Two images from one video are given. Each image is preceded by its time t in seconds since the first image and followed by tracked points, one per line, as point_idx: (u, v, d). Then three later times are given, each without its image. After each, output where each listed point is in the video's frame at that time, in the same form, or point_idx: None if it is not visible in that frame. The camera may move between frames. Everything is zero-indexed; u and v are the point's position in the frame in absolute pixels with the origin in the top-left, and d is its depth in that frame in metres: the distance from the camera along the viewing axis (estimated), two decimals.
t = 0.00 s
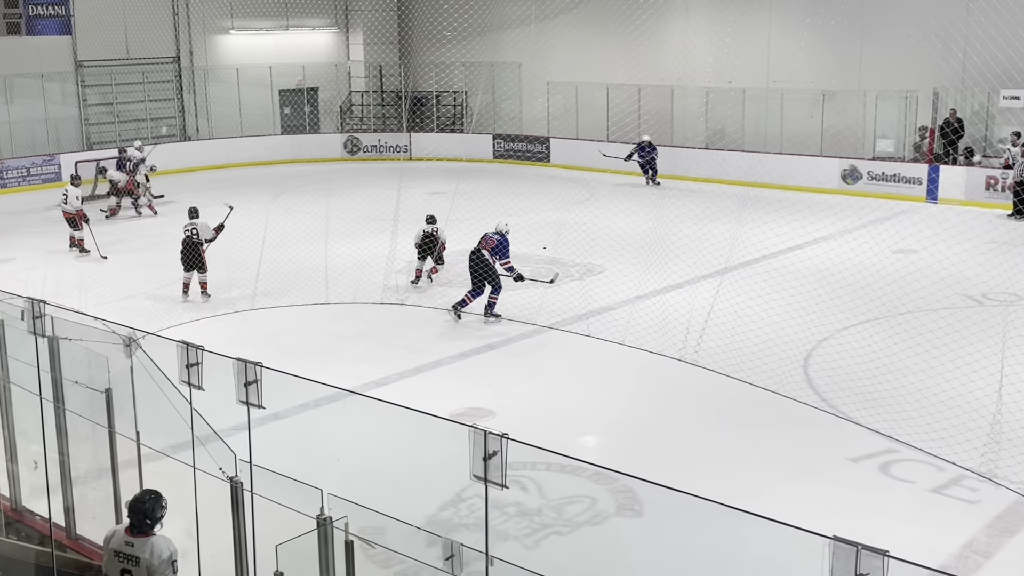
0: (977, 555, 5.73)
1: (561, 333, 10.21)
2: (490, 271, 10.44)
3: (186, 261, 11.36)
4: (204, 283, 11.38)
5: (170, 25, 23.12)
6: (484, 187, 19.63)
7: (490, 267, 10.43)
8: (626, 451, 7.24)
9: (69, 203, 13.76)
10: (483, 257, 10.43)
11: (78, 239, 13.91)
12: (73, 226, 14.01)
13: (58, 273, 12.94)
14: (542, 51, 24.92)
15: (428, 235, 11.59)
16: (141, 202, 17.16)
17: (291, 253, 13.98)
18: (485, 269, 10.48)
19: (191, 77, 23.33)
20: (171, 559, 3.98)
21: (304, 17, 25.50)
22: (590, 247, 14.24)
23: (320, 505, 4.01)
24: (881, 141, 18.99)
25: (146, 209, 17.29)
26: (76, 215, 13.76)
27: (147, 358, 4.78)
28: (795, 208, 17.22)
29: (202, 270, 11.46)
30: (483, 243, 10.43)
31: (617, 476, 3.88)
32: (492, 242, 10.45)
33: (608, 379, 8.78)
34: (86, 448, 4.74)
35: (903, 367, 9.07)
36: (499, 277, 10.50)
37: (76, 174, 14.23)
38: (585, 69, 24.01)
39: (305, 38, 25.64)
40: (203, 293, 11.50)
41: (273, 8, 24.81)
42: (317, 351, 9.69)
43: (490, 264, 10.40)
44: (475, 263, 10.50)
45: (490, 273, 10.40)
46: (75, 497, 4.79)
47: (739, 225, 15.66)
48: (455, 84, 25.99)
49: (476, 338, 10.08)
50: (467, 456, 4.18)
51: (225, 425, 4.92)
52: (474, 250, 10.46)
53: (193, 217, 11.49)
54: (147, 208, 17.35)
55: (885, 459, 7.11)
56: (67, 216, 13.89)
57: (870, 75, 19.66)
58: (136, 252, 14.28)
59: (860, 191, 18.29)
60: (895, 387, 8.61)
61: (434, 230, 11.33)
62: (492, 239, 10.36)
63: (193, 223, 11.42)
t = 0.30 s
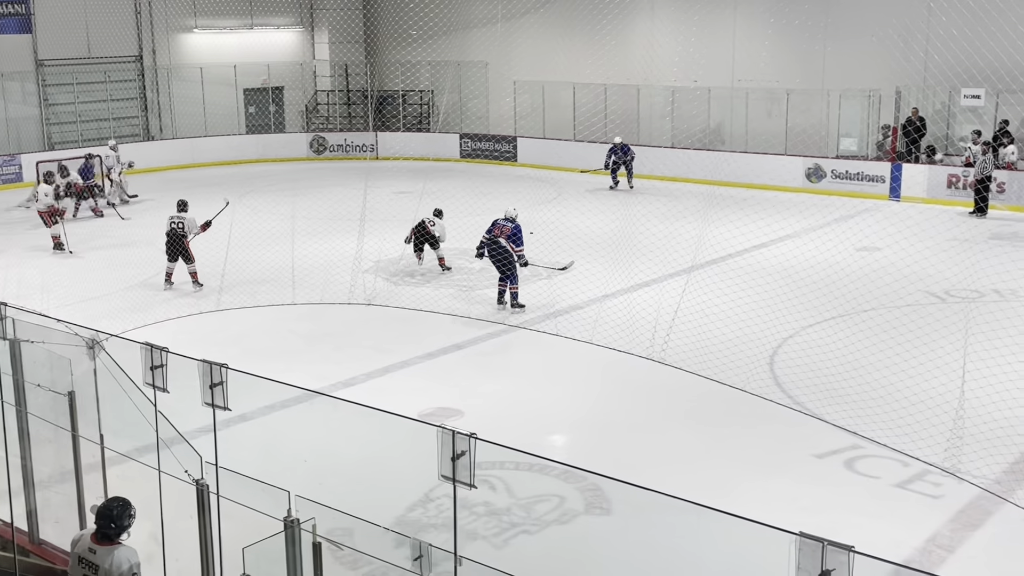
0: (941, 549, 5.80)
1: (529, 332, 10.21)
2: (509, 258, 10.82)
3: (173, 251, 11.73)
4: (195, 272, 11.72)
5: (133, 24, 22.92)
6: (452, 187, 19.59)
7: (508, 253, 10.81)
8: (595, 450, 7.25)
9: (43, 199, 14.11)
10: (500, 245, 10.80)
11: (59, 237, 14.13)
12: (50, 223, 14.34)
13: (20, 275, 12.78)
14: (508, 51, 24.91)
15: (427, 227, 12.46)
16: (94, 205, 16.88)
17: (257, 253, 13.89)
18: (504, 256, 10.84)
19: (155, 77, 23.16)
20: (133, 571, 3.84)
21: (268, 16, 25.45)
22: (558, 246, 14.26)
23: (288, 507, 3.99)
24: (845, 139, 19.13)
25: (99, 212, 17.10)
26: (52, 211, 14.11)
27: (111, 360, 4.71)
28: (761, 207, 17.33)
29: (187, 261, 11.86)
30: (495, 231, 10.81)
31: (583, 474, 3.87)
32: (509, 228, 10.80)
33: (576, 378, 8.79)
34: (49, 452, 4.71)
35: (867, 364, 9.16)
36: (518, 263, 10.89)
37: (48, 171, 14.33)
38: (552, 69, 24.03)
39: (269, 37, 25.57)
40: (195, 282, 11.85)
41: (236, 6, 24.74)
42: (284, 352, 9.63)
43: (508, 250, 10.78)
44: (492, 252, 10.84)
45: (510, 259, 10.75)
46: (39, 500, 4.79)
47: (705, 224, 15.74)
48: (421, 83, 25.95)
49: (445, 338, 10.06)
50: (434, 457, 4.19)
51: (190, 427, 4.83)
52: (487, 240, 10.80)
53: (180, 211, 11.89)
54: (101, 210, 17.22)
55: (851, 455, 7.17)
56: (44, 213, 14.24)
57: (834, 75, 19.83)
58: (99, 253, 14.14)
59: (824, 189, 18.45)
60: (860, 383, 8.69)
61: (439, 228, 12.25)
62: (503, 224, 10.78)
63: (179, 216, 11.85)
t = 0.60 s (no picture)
0: (914, 543, 5.85)
1: (505, 330, 10.22)
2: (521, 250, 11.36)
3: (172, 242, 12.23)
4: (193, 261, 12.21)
5: (103, 20, 22.71)
6: (428, 184, 19.54)
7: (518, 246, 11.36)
8: (570, 447, 7.26)
9: (16, 196, 13.98)
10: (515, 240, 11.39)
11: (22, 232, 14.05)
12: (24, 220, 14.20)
13: None
14: (482, 48, 24.89)
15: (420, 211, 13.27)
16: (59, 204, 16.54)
17: (231, 251, 13.82)
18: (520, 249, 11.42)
19: (126, 75, 22.97)
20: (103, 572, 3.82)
21: (240, 13, 25.35)
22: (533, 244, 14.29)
23: (263, 506, 3.97)
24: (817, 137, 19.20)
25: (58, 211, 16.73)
26: (24, 208, 13.94)
27: (84, 361, 4.64)
28: (736, 204, 17.40)
29: (185, 251, 12.40)
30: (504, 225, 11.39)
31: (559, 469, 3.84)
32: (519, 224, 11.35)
33: (552, 375, 8.81)
34: (21, 453, 4.79)
35: (840, 360, 9.21)
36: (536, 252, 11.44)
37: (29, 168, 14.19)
38: (526, 67, 24.04)
39: (243, 34, 25.44)
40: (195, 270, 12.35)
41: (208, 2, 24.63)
42: (258, 350, 9.59)
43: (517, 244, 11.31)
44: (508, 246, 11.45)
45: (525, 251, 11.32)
46: (12, 501, 4.91)
47: (680, 221, 15.79)
48: (396, 81, 25.92)
49: (421, 336, 10.06)
50: (410, 455, 4.21)
51: (163, 427, 4.90)
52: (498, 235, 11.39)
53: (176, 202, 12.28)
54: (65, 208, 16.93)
55: (824, 450, 7.22)
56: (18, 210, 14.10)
57: (806, 72, 19.94)
58: (71, 251, 14.02)
59: (797, 186, 18.58)
60: (833, 379, 8.75)
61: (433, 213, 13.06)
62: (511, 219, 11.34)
63: (174, 208, 12.34)
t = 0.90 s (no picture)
0: (898, 536, 5.88)
1: (490, 325, 10.22)
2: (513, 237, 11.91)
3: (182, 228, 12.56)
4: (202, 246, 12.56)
5: (86, 14, 22.56)
6: (413, 180, 19.49)
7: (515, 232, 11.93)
8: (555, 442, 7.27)
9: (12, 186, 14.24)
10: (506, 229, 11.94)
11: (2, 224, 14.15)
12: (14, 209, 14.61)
13: None
14: (467, 43, 24.89)
15: (423, 193, 14.35)
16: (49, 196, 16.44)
17: (215, 247, 13.76)
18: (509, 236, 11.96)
19: (110, 69, 22.83)
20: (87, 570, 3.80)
21: (224, 7, 25.22)
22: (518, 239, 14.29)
23: (247, 502, 3.94)
24: (802, 132, 19.17)
25: (40, 207, 16.47)
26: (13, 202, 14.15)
27: (67, 357, 4.66)
28: (721, 199, 17.44)
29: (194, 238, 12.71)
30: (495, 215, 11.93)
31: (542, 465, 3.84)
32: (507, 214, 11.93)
33: (538, 370, 8.81)
34: (5, 449, 4.82)
35: (824, 354, 9.25)
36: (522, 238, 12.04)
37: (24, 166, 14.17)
38: (512, 62, 24.03)
39: (227, 28, 25.35)
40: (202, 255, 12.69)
41: None
42: (243, 346, 9.56)
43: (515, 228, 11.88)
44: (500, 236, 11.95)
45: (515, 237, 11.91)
46: None
47: (665, 216, 15.80)
48: (380, 75, 25.87)
49: (406, 331, 10.05)
50: (395, 450, 4.21)
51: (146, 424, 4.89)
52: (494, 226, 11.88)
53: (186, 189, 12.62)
54: (51, 203, 16.84)
55: (808, 444, 7.25)
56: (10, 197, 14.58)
57: (790, 67, 19.99)
58: (53, 246, 13.92)
59: (782, 181, 18.68)
60: (817, 374, 8.78)
61: (436, 192, 14.14)
62: (501, 209, 12.02)
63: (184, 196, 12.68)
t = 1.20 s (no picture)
0: (894, 529, 5.90)
1: (487, 318, 10.22)
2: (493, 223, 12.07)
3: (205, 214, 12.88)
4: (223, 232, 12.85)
5: (83, 5, 22.46)
6: (410, 172, 19.48)
7: (496, 218, 12.16)
8: (552, 435, 7.28)
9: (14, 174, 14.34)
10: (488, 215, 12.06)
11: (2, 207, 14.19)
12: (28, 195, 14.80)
13: None
14: (465, 36, 24.90)
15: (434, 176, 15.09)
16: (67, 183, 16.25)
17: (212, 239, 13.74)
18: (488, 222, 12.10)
19: (106, 61, 22.61)
20: (86, 562, 3.80)
21: None
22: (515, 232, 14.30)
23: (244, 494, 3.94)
24: (800, 125, 19.15)
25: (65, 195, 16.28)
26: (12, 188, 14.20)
27: (64, 348, 4.63)
28: (718, 193, 17.46)
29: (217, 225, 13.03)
30: (478, 202, 12.02)
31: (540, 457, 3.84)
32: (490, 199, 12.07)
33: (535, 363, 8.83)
34: (4, 440, 4.82)
35: (821, 348, 9.26)
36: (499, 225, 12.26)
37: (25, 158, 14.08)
38: (510, 54, 24.02)
39: (225, 20, 25.31)
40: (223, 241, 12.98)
41: None
42: (240, 338, 9.56)
43: (498, 214, 12.11)
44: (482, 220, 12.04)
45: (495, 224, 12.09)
46: None
47: (663, 209, 15.80)
48: (379, 67, 25.87)
49: (404, 324, 10.05)
50: (392, 443, 4.20)
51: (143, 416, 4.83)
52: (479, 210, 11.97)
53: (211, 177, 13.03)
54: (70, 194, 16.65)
55: (805, 437, 7.26)
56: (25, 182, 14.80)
57: (788, 60, 20.00)
58: (50, 238, 13.90)
59: (780, 174, 18.68)
60: (814, 367, 8.80)
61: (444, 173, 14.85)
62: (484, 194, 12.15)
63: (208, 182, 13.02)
